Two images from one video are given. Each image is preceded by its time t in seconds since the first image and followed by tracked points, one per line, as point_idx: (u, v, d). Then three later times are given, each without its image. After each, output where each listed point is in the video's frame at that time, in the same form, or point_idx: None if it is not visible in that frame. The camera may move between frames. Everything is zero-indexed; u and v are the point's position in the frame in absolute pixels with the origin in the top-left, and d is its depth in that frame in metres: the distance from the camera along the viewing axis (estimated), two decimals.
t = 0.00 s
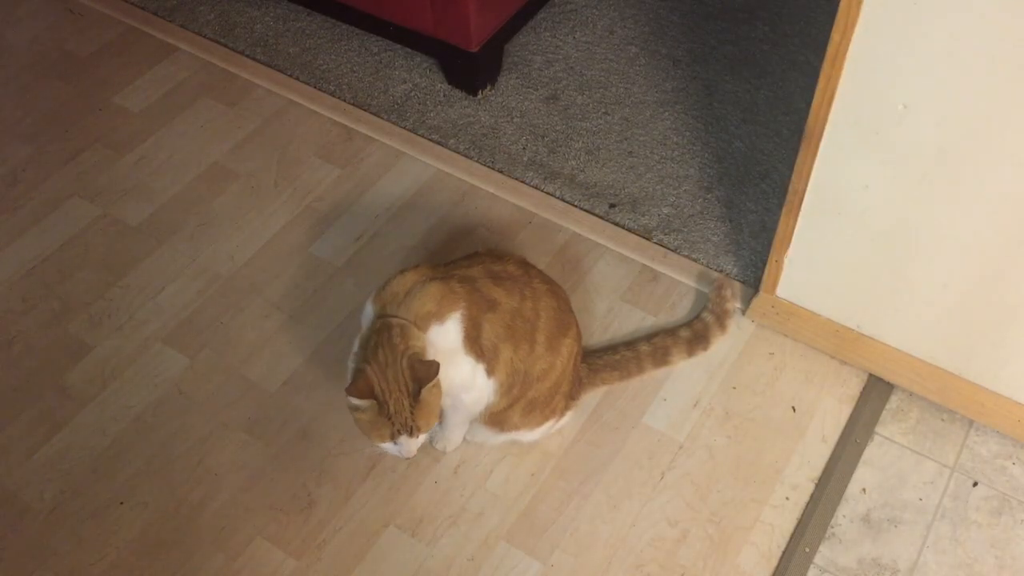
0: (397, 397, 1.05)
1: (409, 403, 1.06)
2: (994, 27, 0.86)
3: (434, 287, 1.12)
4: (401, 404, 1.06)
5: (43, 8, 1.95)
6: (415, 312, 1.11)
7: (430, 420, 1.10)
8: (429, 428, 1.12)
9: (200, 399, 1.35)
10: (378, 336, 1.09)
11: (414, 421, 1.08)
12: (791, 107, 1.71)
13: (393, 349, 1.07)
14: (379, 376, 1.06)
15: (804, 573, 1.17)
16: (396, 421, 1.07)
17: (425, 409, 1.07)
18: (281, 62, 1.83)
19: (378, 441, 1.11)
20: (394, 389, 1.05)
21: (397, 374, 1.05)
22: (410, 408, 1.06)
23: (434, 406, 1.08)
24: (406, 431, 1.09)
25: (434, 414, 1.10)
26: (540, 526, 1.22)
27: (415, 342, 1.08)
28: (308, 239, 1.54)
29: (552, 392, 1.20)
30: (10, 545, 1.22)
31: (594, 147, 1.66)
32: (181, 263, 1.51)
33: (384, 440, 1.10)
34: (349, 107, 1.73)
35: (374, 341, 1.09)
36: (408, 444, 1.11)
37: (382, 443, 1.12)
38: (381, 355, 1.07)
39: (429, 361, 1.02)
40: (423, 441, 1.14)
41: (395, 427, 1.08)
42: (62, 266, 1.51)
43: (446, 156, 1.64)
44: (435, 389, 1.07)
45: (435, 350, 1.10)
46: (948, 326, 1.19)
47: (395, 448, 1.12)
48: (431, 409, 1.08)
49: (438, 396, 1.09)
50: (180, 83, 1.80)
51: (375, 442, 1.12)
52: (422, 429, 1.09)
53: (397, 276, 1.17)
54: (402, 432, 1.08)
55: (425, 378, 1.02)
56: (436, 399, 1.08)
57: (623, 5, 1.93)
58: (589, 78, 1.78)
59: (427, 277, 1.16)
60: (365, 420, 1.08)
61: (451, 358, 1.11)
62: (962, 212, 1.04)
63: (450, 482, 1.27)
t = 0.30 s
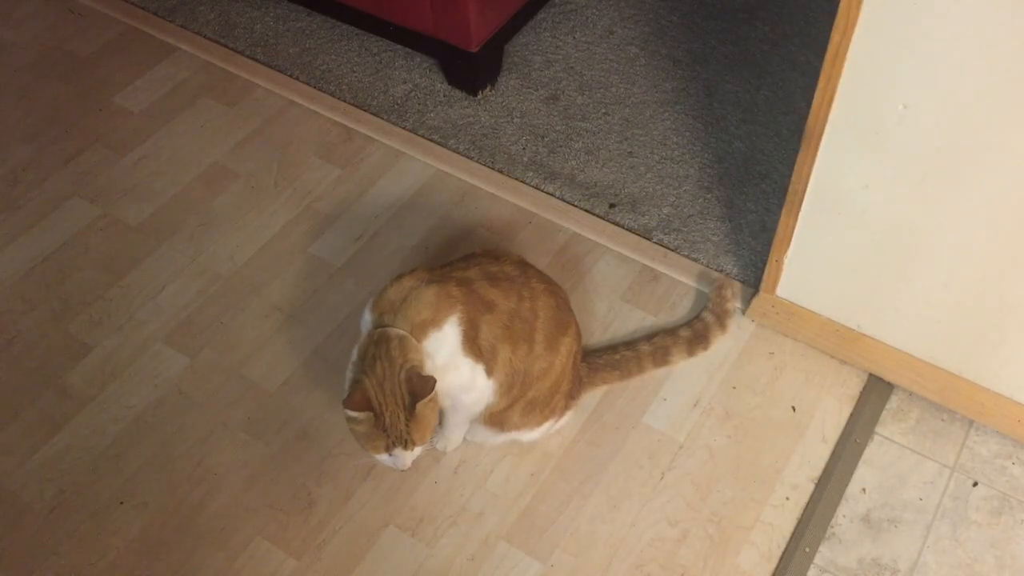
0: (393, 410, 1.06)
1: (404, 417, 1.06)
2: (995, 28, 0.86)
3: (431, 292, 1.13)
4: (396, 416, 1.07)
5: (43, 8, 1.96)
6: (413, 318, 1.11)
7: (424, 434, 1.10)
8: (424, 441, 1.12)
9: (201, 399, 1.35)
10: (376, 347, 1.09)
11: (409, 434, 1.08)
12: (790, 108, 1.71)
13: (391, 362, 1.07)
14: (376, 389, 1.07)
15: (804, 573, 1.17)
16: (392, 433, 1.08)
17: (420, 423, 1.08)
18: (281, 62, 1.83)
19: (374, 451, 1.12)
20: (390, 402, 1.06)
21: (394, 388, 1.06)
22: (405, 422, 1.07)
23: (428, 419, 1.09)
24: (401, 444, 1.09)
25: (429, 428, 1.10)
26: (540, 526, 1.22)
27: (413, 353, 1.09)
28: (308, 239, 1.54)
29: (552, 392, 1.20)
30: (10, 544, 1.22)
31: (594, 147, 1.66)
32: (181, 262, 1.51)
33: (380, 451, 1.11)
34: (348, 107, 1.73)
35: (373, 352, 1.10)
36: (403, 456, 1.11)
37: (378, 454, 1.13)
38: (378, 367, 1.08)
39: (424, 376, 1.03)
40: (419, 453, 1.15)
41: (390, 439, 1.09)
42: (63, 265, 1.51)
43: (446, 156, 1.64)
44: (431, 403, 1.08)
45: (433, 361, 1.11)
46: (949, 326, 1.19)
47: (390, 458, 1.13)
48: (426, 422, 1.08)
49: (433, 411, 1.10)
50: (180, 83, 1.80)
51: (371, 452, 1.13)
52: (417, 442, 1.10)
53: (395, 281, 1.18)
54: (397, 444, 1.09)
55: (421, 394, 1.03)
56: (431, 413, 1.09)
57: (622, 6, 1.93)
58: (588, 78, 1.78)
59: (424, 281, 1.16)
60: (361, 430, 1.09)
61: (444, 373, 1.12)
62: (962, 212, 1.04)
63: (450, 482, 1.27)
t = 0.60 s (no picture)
0: (388, 414, 1.07)
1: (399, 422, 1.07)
2: (994, 28, 0.86)
3: (428, 296, 1.12)
4: (391, 421, 1.07)
5: (43, 8, 1.96)
6: (409, 323, 1.11)
7: (417, 440, 1.11)
8: (417, 447, 1.12)
9: (200, 399, 1.35)
10: (373, 352, 1.10)
11: (402, 439, 1.08)
12: (790, 108, 1.71)
13: (386, 367, 1.08)
14: (371, 393, 1.07)
15: (804, 573, 1.17)
16: (385, 438, 1.08)
17: (414, 428, 1.08)
18: (280, 62, 1.83)
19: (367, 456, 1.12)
20: (385, 405, 1.06)
21: (389, 392, 1.07)
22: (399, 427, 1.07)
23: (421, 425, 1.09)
24: (394, 449, 1.09)
25: (422, 434, 1.11)
26: (540, 526, 1.22)
27: (409, 358, 1.09)
28: (307, 239, 1.54)
29: (551, 392, 1.20)
30: (10, 544, 1.22)
31: (594, 147, 1.66)
32: (181, 262, 1.51)
33: (372, 456, 1.11)
34: (348, 107, 1.73)
35: (368, 358, 1.10)
36: (396, 461, 1.11)
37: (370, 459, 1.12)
38: (374, 372, 1.08)
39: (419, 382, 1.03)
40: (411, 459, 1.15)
41: (383, 444, 1.08)
42: (63, 265, 1.51)
43: (446, 156, 1.64)
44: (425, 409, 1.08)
45: (429, 367, 1.11)
46: (949, 326, 1.19)
47: (384, 463, 1.12)
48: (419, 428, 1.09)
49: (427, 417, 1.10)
50: (180, 83, 1.80)
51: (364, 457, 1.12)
52: (410, 447, 1.10)
53: (392, 286, 1.18)
54: (390, 449, 1.09)
55: (416, 399, 1.03)
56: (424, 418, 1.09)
57: (623, 5, 1.93)
58: (589, 78, 1.78)
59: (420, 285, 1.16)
60: (355, 435, 1.09)
61: (441, 378, 1.12)
62: (962, 212, 1.04)
63: (450, 482, 1.27)
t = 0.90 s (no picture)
0: (374, 443, 1.06)
1: (384, 451, 1.06)
2: (995, 28, 0.86)
3: (413, 330, 1.12)
4: (376, 450, 1.06)
5: (42, 8, 1.96)
6: (395, 357, 1.11)
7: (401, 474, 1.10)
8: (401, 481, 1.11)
9: (200, 398, 1.35)
10: (362, 381, 1.10)
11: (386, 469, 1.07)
12: (790, 107, 1.71)
13: (375, 395, 1.08)
14: (358, 421, 1.07)
15: (804, 573, 1.17)
16: (369, 467, 1.06)
17: (399, 459, 1.08)
18: (280, 62, 1.83)
19: (350, 488, 1.11)
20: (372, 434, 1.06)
21: (377, 421, 1.06)
22: (385, 457, 1.06)
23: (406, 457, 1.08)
24: (378, 481, 1.07)
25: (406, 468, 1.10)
26: (540, 526, 1.22)
27: (399, 387, 1.09)
28: (307, 239, 1.54)
29: (546, 381, 1.21)
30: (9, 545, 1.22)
31: (594, 147, 1.66)
32: (180, 262, 1.51)
33: (355, 486, 1.09)
34: (348, 107, 1.73)
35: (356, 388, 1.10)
36: (379, 495, 1.09)
37: (353, 490, 1.10)
38: (363, 399, 1.08)
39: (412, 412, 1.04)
40: (395, 492, 1.13)
41: (367, 474, 1.07)
42: (63, 266, 1.51)
43: (446, 156, 1.64)
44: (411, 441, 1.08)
45: (421, 397, 1.10)
46: (948, 326, 1.19)
47: (367, 496, 1.11)
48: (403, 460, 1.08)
49: (412, 449, 1.10)
50: (180, 83, 1.80)
51: (347, 488, 1.11)
52: (393, 481, 1.09)
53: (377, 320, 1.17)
54: (373, 480, 1.07)
55: (404, 426, 1.04)
56: (409, 449, 1.09)
57: (623, 6, 1.93)
58: (589, 78, 1.78)
59: (405, 316, 1.15)
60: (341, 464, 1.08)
61: (435, 404, 1.12)
62: (962, 212, 1.04)
63: (450, 482, 1.27)
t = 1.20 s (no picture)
0: (346, 525, 1.03)
1: (357, 534, 1.03)
2: (996, 27, 0.86)
3: (378, 405, 1.10)
4: (348, 531, 1.03)
5: (42, 8, 1.96)
6: (368, 433, 1.09)
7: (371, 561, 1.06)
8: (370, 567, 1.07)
9: (200, 398, 1.35)
10: (335, 457, 1.08)
11: (354, 555, 1.03)
12: (791, 107, 1.71)
13: (350, 473, 1.06)
14: (331, 500, 1.04)
15: (804, 573, 1.17)
16: (337, 551, 1.03)
17: (371, 545, 1.05)
18: (281, 62, 1.83)
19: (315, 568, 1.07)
20: (345, 515, 1.04)
21: (351, 501, 1.05)
22: (358, 540, 1.03)
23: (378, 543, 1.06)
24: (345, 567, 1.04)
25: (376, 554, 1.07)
26: (540, 526, 1.22)
27: (377, 466, 1.08)
28: (307, 238, 1.54)
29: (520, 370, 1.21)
30: (9, 545, 1.22)
31: (594, 147, 1.66)
32: (180, 263, 1.52)
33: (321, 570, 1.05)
34: (348, 107, 1.73)
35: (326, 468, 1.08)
36: None
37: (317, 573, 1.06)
38: (337, 476, 1.06)
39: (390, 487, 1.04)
40: None
41: (335, 557, 1.03)
42: (62, 266, 1.51)
43: (446, 156, 1.65)
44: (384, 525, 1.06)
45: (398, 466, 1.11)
46: (949, 326, 1.19)
47: None
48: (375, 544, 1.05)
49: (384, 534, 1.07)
50: (180, 83, 1.80)
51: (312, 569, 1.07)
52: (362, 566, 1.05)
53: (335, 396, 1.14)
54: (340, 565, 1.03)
55: (379, 509, 1.04)
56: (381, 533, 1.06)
57: (623, 6, 1.93)
58: (588, 78, 1.78)
59: (361, 389, 1.12)
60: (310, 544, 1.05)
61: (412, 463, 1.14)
62: (961, 212, 1.04)
63: (450, 482, 1.27)
